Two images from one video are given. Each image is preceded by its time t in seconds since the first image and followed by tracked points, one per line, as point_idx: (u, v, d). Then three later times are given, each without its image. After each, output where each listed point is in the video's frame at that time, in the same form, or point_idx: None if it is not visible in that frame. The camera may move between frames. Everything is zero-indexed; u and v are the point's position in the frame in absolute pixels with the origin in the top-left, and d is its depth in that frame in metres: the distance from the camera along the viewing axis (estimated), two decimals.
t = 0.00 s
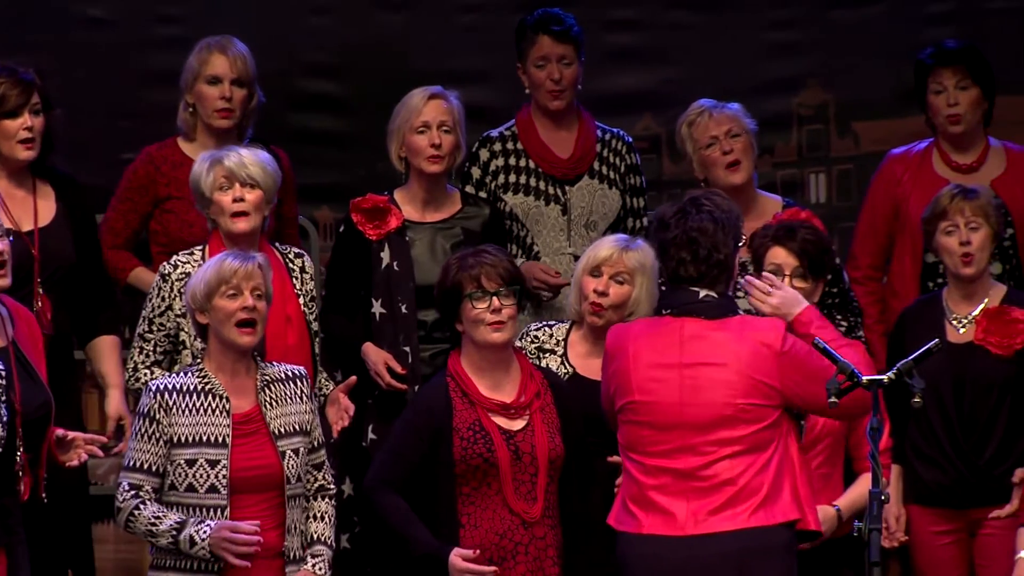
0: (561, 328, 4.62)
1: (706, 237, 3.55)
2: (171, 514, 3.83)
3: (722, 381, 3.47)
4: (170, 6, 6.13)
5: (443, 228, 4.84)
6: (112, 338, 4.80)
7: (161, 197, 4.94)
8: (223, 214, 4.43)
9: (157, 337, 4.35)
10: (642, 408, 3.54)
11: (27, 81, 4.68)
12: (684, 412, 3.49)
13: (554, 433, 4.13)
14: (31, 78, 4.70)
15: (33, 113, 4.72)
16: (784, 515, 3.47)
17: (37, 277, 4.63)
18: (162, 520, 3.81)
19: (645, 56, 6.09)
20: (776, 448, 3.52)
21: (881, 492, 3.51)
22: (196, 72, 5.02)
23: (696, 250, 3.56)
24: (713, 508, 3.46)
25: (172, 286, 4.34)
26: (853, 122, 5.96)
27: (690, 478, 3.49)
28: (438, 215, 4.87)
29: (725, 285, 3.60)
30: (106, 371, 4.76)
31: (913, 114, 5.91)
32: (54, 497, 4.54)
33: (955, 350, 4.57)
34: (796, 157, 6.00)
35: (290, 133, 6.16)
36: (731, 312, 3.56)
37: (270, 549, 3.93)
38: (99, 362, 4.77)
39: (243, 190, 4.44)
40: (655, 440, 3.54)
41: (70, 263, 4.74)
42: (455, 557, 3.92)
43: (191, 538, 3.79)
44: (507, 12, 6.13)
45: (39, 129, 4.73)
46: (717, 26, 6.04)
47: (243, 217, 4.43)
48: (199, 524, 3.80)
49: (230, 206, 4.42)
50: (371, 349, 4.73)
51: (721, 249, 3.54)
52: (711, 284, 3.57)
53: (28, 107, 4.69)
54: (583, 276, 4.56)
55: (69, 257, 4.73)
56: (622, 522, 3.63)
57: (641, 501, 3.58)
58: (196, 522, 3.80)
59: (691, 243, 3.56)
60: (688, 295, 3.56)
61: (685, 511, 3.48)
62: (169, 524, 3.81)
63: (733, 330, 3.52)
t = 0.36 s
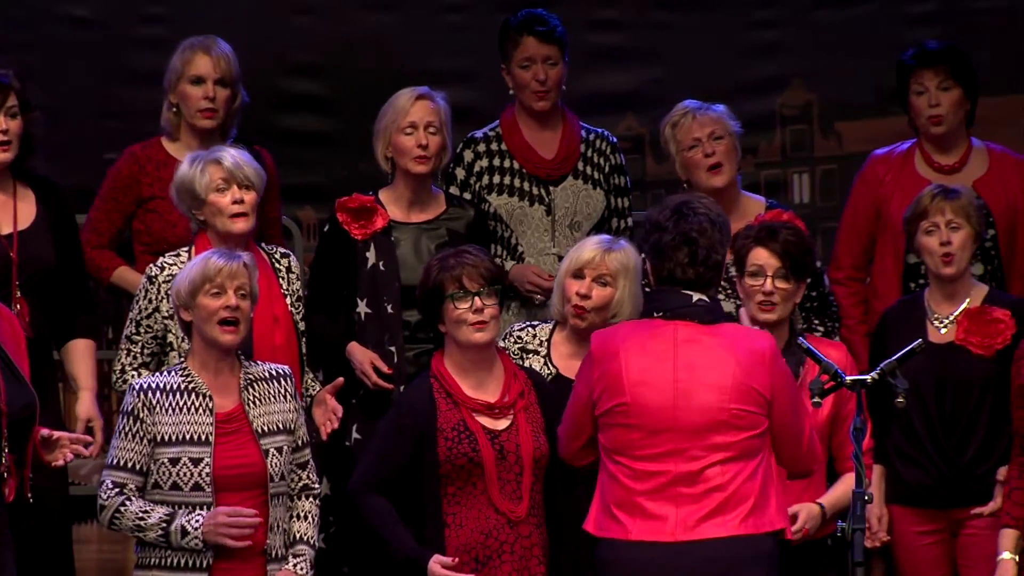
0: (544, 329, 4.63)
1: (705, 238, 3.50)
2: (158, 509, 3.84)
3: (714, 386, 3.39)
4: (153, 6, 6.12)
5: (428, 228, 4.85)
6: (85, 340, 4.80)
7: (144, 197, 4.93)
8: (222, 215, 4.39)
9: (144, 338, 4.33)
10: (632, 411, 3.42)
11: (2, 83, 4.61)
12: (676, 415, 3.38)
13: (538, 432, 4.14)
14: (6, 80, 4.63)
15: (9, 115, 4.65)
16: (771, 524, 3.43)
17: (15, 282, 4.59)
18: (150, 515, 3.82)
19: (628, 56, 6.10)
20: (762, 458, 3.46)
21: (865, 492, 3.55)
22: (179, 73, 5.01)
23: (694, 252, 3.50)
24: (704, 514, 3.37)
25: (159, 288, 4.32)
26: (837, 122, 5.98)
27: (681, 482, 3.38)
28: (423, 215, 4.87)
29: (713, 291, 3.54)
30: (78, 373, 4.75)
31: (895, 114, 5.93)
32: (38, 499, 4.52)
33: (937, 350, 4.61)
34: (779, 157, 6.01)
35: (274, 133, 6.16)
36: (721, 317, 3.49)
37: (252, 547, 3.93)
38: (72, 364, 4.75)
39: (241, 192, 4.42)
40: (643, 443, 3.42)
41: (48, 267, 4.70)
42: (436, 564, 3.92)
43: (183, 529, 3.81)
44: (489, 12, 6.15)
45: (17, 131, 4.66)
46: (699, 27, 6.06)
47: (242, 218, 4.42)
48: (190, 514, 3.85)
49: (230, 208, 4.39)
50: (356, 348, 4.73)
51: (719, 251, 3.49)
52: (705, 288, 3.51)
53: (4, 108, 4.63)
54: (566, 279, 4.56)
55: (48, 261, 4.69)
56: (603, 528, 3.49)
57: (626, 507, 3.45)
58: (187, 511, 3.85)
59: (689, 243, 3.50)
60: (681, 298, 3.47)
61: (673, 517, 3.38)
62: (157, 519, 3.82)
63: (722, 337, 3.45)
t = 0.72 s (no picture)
0: (528, 329, 4.61)
1: (710, 232, 3.45)
2: (141, 503, 3.81)
3: (719, 381, 3.36)
4: (139, 6, 6.11)
5: (412, 229, 4.84)
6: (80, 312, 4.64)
7: (129, 196, 4.91)
8: (221, 215, 4.35)
9: (133, 340, 4.27)
10: (638, 409, 3.37)
11: None
12: (684, 411, 3.34)
13: (524, 430, 4.13)
14: None
15: None
16: (776, 518, 3.41)
17: None
18: (134, 509, 3.80)
19: (614, 57, 6.11)
20: (763, 452, 3.45)
21: (851, 491, 3.52)
22: (165, 71, 4.98)
23: (697, 246, 3.45)
24: (714, 511, 3.34)
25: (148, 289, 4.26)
26: (821, 122, 5.99)
27: (690, 479, 3.34)
28: (408, 215, 4.86)
29: (712, 285, 3.50)
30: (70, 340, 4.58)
31: (880, 113, 5.94)
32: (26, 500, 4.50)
33: (921, 349, 4.63)
34: (764, 157, 6.01)
35: (259, 133, 6.15)
36: (719, 313, 3.45)
37: (235, 545, 3.91)
38: (64, 333, 4.59)
39: (238, 192, 4.39)
40: (650, 441, 3.37)
41: (35, 263, 4.58)
42: (419, 567, 3.91)
43: (169, 516, 3.80)
44: (475, 12, 6.13)
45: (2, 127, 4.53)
46: (685, 28, 6.08)
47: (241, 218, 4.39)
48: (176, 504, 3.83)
49: (230, 209, 4.36)
50: (339, 346, 4.72)
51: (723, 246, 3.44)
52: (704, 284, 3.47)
53: None
54: (551, 280, 4.55)
55: (35, 258, 4.58)
56: (607, 530, 3.43)
57: (633, 507, 3.39)
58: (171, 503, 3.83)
59: (692, 237, 3.45)
60: (680, 293, 3.43)
61: (684, 515, 3.34)
62: (142, 512, 3.80)
63: (721, 333, 3.42)
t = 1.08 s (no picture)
0: (510, 330, 4.58)
1: (720, 232, 3.36)
2: (120, 500, 3.78)
3: (733, 378, 3.30)
4: (125, 6, 6.08)
5: (400, 229, 4.82)
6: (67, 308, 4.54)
7: (114, 196, 4.89)
8: (212, 216, 4.33)
9: (121, 341, 4.24)
10: (653, 406, 3.29)
11: None
12: (700, 408, 3.27)
13: (511, 430, 4.11)
14: None
15: None
16: (783, 516, 3.37)
17: None
18: (114, 507, 3.76)
19: (603, 57, 6.16)
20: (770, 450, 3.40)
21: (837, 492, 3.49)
22: (149, 71, 4.95)
23: (708, 245, 3.36)
24: (730, 509, 3.28)
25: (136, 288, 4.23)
26: (807, 122, 5.98)
27: (707, 477, 3.27)
28: (395, 215, 4.85)
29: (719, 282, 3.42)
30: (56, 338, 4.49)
31: (867, 114, 5.91)
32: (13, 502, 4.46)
33: (907, 349, 4.63)
34: (750, 157, 6.02)
35: (246, 133, 6.13)
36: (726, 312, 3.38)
37: (216, 544, 3.90)
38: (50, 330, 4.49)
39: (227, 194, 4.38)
40: (665, 439, 3.29)
41: (24, 259, 4.49)
42: (406, 569, 3.90)
43: (150, 510, 3.77)
44: (461, 13, 6.11)
45: None
46: (671, 28, 6.11)
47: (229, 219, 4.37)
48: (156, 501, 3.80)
49: (219, 210, 4.34)
50: (324, 347, 4.70)
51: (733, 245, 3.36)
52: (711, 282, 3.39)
53: None
54: (531, 280, 4.53)
55: (24, 253, 4.48)
56: (620, 529, 3.34)
57: (648, 505, 3.30)
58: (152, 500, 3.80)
59: (703, 235, 3.36)
60: (689, 292, 3.35)
61: (700, 513, 3.27)
62: (122, 510, 3.76)
63: (731, 331, 3.36)
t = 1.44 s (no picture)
0: (492, 331, 4.56)
1: (722, 230, 3.34)
2: (94, 500, 3.76)
3: (735, 381, 3.30)
4: (111, 6, 6.05)
5: (393, 228, 4.80)
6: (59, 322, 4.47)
7: (97, 197, 4.86)
8: (189, 218, 4.31)
9: (107, 339, 4.21)
10: (656, 408, 3.28)
11: None
12: (701, 411, 3.27)
13: (499, 431, 4.10)
14: None
15: None
16: (780, 524, 3.37)
17: None
18: (88, 506, 3.74)
19: (589, 57, 6.12)
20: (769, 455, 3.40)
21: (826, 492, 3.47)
22: (132, 71, 4.93)
23: (710, 243, 3.34)
24: (729, 513, 3.28)
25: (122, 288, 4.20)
26: (794, 122, 6.00)
27: (708, 481, 3.27)
28: (390, 215, 4.82)
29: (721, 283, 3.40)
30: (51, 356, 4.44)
31: (856, 113, 5.96)
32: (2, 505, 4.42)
33: (894, 350, 4.63)
34: (737, 158, 6.00)
35: (233, 135, 6.10)
36: (727, 313, 3.37)
37: (195, 542, 3.87)
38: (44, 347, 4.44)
39: (209, 196, 4.34)
40: (666, 441, 3.28)
41: (17, 259, 4.39)
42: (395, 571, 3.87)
43: (122, 509, 3.75)
44: (449, 12, 6.12)
45: None
46: (657, 28, 6.09)
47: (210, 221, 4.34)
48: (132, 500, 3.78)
49: (197, 212, 4.31)
50: (319, 349, 4.68)
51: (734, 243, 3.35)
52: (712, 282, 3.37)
53: None
54: (511, 282, 4.51)
55: (17, 252, 4.39)
56: (618, 530, 3.33)
57: (648, 507, 3.30)
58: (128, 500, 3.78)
59: (705, 234, 3.34)
60: (691, 292, 3.34)
61: (700, 518, 3.26)
62: (95, 509, 3.74)
63: (731, 334, 3.35)
